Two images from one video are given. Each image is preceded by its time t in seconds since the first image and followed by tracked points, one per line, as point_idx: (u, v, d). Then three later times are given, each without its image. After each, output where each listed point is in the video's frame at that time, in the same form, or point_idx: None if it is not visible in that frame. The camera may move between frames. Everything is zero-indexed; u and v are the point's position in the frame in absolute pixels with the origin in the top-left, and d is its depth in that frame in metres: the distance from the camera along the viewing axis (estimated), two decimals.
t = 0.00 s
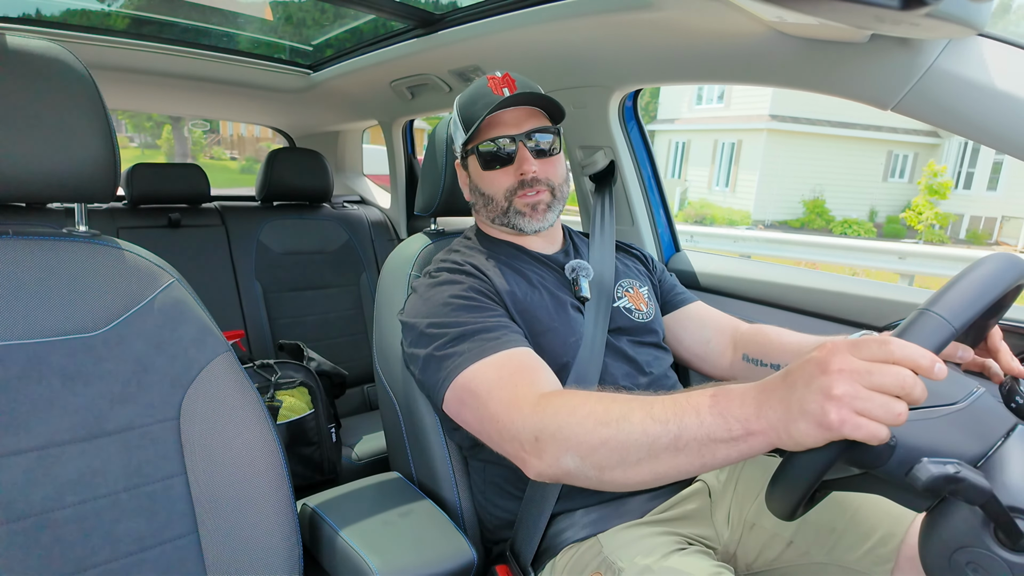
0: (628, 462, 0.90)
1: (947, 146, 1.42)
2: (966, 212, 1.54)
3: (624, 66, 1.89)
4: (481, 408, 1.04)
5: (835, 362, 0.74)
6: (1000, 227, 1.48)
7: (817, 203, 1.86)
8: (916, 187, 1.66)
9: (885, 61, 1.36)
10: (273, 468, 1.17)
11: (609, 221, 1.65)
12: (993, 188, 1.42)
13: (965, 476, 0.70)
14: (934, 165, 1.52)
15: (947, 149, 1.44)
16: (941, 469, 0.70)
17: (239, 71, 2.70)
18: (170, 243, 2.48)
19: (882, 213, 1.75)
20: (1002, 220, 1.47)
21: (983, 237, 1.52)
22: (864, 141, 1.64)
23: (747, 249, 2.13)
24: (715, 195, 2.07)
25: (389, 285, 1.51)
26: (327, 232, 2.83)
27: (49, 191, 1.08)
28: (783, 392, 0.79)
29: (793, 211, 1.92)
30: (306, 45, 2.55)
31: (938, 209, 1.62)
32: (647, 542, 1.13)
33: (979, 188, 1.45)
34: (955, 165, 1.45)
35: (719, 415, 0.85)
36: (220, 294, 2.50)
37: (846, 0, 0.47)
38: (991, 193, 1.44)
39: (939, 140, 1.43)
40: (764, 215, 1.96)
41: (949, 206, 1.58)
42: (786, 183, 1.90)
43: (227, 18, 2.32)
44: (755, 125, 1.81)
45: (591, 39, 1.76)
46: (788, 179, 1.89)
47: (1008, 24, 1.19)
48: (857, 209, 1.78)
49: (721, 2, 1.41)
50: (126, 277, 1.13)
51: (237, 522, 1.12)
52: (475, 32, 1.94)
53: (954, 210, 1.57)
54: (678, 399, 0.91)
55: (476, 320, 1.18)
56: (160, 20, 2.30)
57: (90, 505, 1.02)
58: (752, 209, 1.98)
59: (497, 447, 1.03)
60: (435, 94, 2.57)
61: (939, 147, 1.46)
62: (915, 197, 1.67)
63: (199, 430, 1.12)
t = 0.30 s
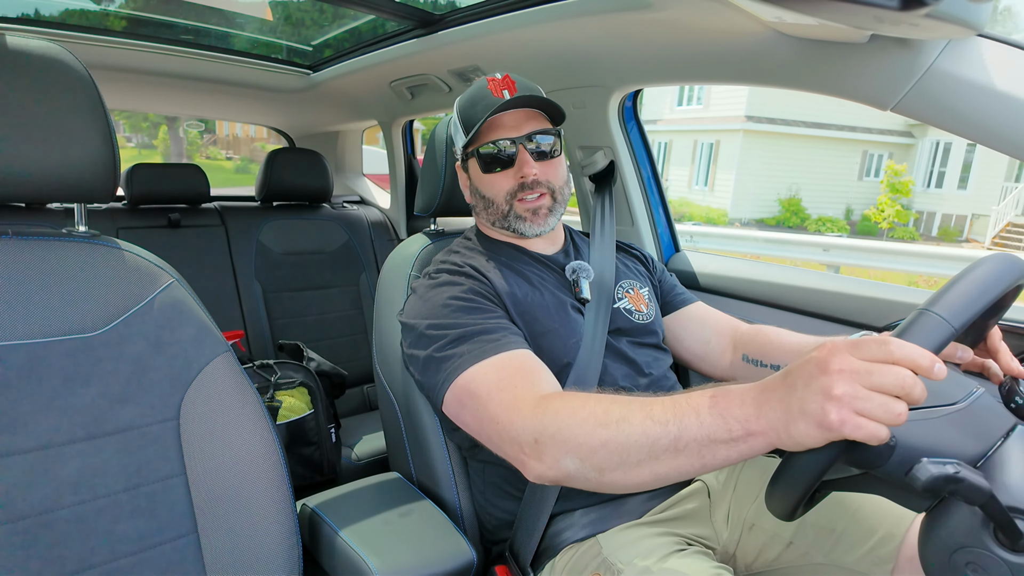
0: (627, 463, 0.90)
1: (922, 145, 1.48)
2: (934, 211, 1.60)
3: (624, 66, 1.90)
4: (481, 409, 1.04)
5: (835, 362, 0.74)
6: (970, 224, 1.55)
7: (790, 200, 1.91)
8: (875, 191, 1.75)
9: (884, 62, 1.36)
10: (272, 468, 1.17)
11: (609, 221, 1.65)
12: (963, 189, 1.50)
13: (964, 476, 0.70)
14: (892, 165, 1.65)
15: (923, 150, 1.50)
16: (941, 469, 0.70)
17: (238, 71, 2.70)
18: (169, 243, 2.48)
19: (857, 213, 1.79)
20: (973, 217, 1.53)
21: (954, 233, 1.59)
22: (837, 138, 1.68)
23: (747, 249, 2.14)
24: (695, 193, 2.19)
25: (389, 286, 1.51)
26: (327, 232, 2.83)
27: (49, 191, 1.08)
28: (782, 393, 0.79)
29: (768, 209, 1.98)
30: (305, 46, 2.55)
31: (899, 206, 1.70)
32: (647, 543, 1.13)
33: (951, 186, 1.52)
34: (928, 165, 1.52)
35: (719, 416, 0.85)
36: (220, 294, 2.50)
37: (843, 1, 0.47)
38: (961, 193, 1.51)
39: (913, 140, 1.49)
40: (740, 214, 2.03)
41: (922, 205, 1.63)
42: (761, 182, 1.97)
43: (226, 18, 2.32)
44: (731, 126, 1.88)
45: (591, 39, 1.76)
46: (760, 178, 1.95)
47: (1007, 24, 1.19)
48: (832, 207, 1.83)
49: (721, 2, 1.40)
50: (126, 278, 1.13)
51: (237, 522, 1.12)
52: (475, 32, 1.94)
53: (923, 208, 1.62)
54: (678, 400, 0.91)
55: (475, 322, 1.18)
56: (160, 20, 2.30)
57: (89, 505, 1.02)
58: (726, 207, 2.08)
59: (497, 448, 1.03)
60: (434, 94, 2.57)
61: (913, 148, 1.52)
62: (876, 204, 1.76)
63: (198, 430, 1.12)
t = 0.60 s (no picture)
0: (627, 464, 0.90)
1: (896, 146, 1.63)
2: (911, 209, 1.74)
3: (623, 66, 1.90)
4: (481, 410, 1.04)
5: (835, 361, 0.74)
6: (943, 222, 1.68)
7: (767, 199, 2.05)
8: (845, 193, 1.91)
9: (884, 62, 1.36)
10: (272, 468, 1.17)
11: (609, 221, 1.65)
12: (936, 188, 1.65)
13: (964, 476, 0.70)
14: (859, 165, 1.84)
15: (899, 152, 1.65)
16: (940, 469, 0.70)
17: (238, 71, 2.70)
18: (169, 244, 2.48)
19: (835, 211, 1.93)
20: (946, 215, 1.67)
21: (928, 231, 1.72)
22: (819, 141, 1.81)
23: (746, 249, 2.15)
24: (679, 192, 2.33)
25: (389, 286, 1.51)
26: (327, 232, 2.83)
27: (48, 192, 1.08)
28: (783, 392, 0.79)
29: (749, 208, 2.11)
30: (305, 46, 2.55)
31: (866, 204, 1.87)
32: (647, 543, 1.13)
33: (925, 185, 1.67)
34: (903, 166, 1.69)
35: (719, 416, 0.85)
36: (219, 294, 2.50)
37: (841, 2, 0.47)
38: (935, 192, 1.66)
39: (892, 142, 1.63)
40: (721, 211, 2.18)
41: (898, 203, 1.77)
42: (740, 183, 2.10)
43: (226, 18, 2.32)
44: (710, 128, 2.01)
45: (591, 39, 1.76)
46: (739, 179, 2.09)
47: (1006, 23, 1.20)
48: (811, 206, 1.96)
49: (720, 2, 1.41)
50: (125, 279, 1.13)
51: (237, 522, 1.11)
52: (474, 32, 1.94)
53: (898, 207, 1.77)
54: (678, 400, 0.91)
55: (476, 322, 1.18)
56: (160, 21, 2.30)
57: (88, 506, 1.01)
58: (708, 206, 2.22)
59: (497, 449, 1.03)
60: (433, 94, 2.57)
61: (889, 147, 1.66)
62: (846, 206, 1.91)
63: (198, 431, 1.12)
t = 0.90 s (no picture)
0: (629, 466, 0.90)
1: (877, 145, 1.64)
2: (889, 208, 1.77)
3: (623, 67, 1.90)
4: (482, 413, 1.04)
5: (837, 360, 0.74)
6: (921, 220, 1.71)
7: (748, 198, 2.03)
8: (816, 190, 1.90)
9: (883, 61, 1.36)
10: (272, 470, 1.17)
11: (609, 223, 1.65)
12: (913, 186, 1.68)
13: (965, 476, 0.70)
14: (827, 165, 1.84)
15: (880, 151, 1.65)
16: (941, 469, 0.70)
17: (238, 73, 2.70)
18: (168, 245, 2.48)
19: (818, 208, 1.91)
20: (923, 214, 1.70)
21: (904, 230, 1.74)
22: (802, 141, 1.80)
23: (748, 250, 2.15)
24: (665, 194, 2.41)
25: (389, 288, 1.51)
26: (327, 234, 2.83)
27: (48, 193, 1.08)
28: (784, 392, 0.79)
29: (729, 207, 2.13)
30: (304, 47, 2.55)
31: (839, 203, 1.86)
32: (647, 544, 1.13)
33: (903, 185, 1.70)
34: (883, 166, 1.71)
35: (720, 417, 0.85)
36: (219, 295, 2.50)
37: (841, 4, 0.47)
38: (912, 190, 1.69)
39: (871, 141, 1.65)
40: (702, 210, 2.20)
41: (879, 203, 1.78)
42: (723, 180, 2.11)
43: (225, 19, 2.33)
44: (693, 128, 2.02)
45: (590, 40, 1.76)
46: (722, 177, 2.10)
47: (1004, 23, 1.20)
48: (792, 206, 1.95)
49: (719, 3, 1.41)
50: (125, 280, 1.13)
51: (238, 524, 1.11)
52: (474, 33, 1.94)
53: (877, 206, 1.78)
54: (679, 402, 0.91)
55: (478, 325, 1.18)
56: (159, 22, 2.31)
57: (89, 507, 1.01)
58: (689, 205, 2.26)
59: (498, 452, 1.03)
60: (433, 96, 2.57)
61: (869, 148, 1.68)
62: (817, 203, 1.90)
63: (198, 433, 1.12)
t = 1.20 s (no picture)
0: (628, 465, 0.90)
1: (856, 147, 1.80)
2: (868, 208, 1.93)
3: (621, 70, 1.90)
4: (482, 411, 1.04)
5: (839, 361, 0.74)
6: (898, 220, 1.86)
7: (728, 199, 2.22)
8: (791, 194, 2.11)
9: (881, 63, 1.36)
10: (272, 474, 1.16)
11: (608, 225, 1.65)
12: (891, 186, 1.85)
13: (966, 477, 0.70)
14: (800, 167, 2.02)
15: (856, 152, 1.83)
16: (942, 471, 0.70)
17: (238, 77, 2.70)
18: (169, 249, 2.48)
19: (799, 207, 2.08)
20: (900, 214, 1.86)
21: (884, 229, 1.88)
22: (781, 144, 1.97)
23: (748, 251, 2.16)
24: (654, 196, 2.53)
25: (389, 290, 1.51)
26: (327, 237, 2.83)
27: (48, 198, 1.08)
28: (785, 393, 0.79)
29: (711, 208, 2.27)
30: (304, 51, 2.56)
31: (811, 204, 2.05)
32: (648, 546, 1.13)
33: (882, 185, 1.87)
34: (862, 167, 1.90)
35: (721, 417, 0.85)
36: (219, 299, 2.50)
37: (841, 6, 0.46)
38: (890, 190, 1.85)
39: (851, 143, 1.80)
40: (685, 210, 2.32)
41: (859, 203, 1.96)
42: (707, 181, 2.25)
43: (225, 24, 2.33)
44: (675, 132, 2.18)
45: (589, 43, 1.76)
46: (706, 179, 2.25)
47: (1004, 24, 1.20)
48: (773, 206, 2.13)
49: (718, 5, 1.41)
50: (126, 284, 1.13)
51: (238, 528, 1.11)
52: (473, 36, 1.95)
53: (858, 206, 1.95)
54: (679, 401, 0.91)
55: (478, 324, 1.18)
56: (159, 27, 2.31)
57: (88, 513, 1.01)
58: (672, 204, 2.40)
59: (498, 451, 1.03)
60: (432, 99, 2.57)
61: (848, 149, 1.84)
62: (791, 204, 2.10)
63: (198, 437, 1.12)
